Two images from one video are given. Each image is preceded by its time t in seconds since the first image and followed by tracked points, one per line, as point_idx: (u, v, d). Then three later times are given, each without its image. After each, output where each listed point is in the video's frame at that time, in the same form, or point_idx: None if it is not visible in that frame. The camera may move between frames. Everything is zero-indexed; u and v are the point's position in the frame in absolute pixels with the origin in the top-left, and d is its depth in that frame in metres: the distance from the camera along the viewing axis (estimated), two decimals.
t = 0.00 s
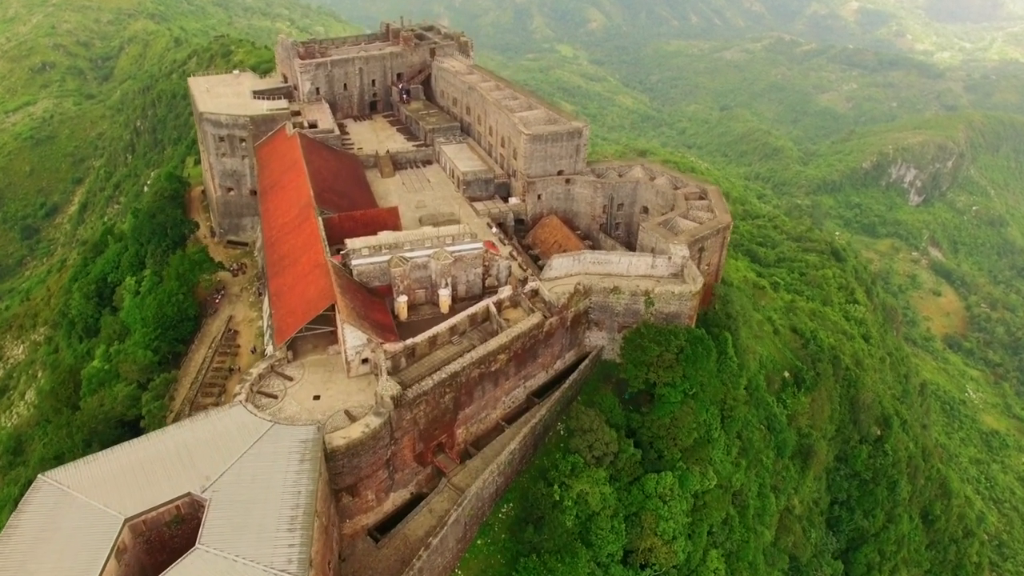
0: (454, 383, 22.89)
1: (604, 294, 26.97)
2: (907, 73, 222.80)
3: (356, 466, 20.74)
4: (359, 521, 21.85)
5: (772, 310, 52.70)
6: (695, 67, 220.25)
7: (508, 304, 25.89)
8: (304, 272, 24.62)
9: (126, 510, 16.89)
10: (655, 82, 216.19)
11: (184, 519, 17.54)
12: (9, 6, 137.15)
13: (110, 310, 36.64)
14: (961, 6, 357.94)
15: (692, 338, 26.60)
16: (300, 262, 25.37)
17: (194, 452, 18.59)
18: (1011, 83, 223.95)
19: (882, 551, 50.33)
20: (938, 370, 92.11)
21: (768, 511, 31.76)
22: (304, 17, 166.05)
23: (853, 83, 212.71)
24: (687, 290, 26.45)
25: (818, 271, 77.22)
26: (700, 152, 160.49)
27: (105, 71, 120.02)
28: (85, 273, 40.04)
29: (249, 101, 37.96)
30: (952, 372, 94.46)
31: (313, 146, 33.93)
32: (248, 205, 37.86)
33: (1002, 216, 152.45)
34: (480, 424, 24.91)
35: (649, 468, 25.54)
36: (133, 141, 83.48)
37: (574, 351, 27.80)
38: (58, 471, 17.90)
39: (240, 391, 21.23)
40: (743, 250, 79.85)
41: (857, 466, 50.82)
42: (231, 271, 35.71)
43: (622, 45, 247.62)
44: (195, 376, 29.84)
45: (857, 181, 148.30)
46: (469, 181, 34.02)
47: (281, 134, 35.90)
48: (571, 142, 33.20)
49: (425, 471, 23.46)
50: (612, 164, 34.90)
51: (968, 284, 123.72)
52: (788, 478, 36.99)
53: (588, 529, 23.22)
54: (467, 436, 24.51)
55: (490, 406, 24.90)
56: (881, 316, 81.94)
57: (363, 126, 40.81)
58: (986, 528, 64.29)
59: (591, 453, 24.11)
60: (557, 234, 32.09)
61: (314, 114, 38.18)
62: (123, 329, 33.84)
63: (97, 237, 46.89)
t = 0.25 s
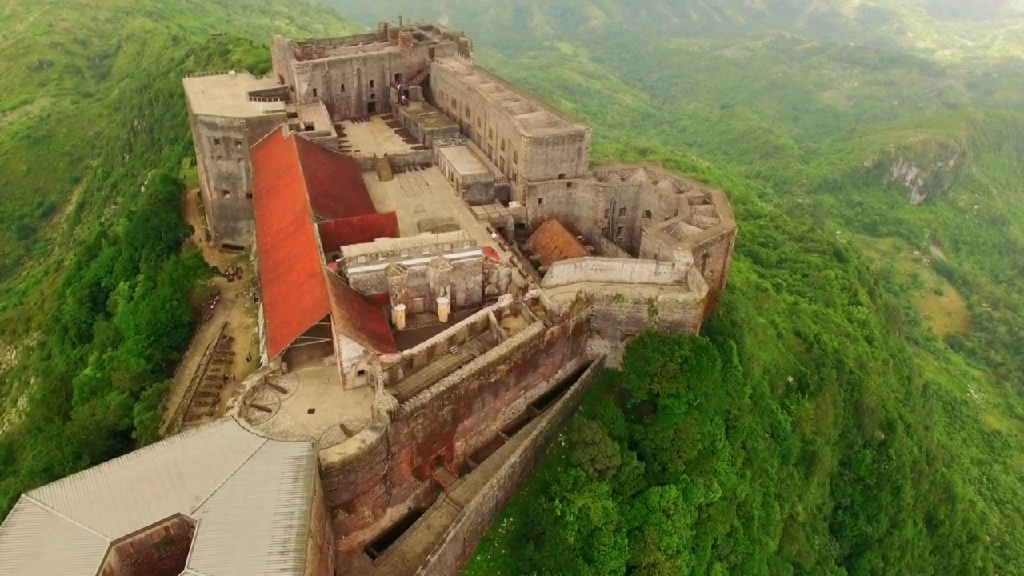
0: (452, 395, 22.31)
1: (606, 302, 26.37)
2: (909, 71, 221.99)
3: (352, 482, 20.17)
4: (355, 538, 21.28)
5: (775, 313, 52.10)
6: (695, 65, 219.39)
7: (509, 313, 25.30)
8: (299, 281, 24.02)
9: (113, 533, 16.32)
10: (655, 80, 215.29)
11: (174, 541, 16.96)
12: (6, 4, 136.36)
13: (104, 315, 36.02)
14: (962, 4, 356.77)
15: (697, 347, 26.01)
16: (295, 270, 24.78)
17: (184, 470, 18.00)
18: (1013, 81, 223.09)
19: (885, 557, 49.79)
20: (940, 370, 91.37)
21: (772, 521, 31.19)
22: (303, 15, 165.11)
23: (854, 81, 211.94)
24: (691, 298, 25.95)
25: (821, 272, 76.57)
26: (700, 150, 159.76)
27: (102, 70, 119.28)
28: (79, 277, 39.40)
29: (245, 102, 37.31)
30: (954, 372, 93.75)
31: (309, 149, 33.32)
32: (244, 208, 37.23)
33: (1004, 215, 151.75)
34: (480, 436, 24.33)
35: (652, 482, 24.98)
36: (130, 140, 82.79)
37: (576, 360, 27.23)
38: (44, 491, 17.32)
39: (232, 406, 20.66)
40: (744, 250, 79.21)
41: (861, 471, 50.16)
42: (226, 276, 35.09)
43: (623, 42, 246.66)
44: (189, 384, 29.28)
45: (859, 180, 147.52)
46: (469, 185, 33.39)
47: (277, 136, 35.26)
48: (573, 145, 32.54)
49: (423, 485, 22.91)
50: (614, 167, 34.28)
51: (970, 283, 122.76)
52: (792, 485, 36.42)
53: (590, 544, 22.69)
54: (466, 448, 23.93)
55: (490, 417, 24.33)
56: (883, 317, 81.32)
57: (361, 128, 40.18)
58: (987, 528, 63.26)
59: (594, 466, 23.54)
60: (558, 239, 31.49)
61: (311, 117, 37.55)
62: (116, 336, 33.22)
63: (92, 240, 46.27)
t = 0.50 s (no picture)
0: (451, 409, 21.73)
1: (609, 311, 25.79)
2: (910, 69, 221.09)
3: (347, 499, 19.60)
4: (351, 556, 20.74)
5: (779, 317, 51.48)
6: (696, 63, 218.53)
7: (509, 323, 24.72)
8: (294, 291, 23.43)
9: (99, 557, 15.72)
10: (656, 78, 214.33)
11: (163, 563, 16.36)
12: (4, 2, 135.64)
13: (97, 321, 35.43)
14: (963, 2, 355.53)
15: (702, 358, 25.44)
16: (290, 278, 24.22)
17: (173, 489, 17.38)
18: (1015, 79, 222.10)
19: (890, 563, 49.23)
20: (942, 369, 90.54)
21: (777, 532, 30.60)
22: (303, 13, 164.19)
23: (855, 79, 211.06)
24: (696, 307, 25.38)
25: (824, 273, 75.94)
26: (702, 149, 159.02)
27: (101, 68, 118.61)
28: (73, 281, 38.81)
29: (241, 104, 36.67)
30: (956, 372, 92.93)
31: (306, 152, 32.71)
32: (240, 211, 36.61)
33: (1006, 214, 150.96)
34: (479, 449, 23.76)
35: (656, 496, 24.42)
36: (127, 140, 82.18)
37: (577, 370, 26.65)
38: (28, 512, 16.73)
39: (225, 420, 20.09)
40: (746, 251, 78.56)
41: (866, 476, 49.43)
42: (222, 281, 34.49)
43: (623, 40, 245.67)
44: (183, 393, 28.67)
45: (860, 179, 146.63)
46: (468, 188, 32.75)
47: (273, 139, 34.65)
48: (575, 149, 31.89)
49: (421, 500, 22.34)
50: (617, 170, 33.63)
51: (972, 282, 121.61)
52: (797, 494, 35.82)
53: (593, 561, 22.15)
54: (465, 462, 23.35)
55: (489, 430, 23.76)
56: (886, 318, 80.64)
57: (360, 130, 39.52)
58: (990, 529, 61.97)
59: (596, 481, 23.00)
60: (559, 245, 30.90)
61: (308, 119, 36.91)
62: (110, 343, 32.64)
63: (86, 243, 45.65)
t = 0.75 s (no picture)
0: (450, 423, 21.16)
1: (611, 320, 25.20)
2: (912, 67, 220.15)
3: (343, 518, 19.01)
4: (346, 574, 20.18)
5: (782, 320, 50.83)
6: (696, 61, 217.65)
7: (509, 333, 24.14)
8: (288, 301, 22.84)
9: None
10: (656, 76, 213.35)
11: None
12: None
13: (90, 327, 34.82)
14: None
15: (706, 369, 24.91)
16: (284, 288, 23.60)
17: (162, 510, 16.77)
18: (1017, 76, 221.04)
19: (894, 570, 48.61)
20: (944, 369, 89.62)
21: (782, 544, 29.98)
22: (303, 10, 163.17)
23: (856, 77, 210.14)
24: (701, 316, 24.79)
25: (826, 274, 75.23)
26: (703, 147, 158.24)
27: (99, 66, 117.86)
28: (66, 286, 38.19)
29: (237, 106, 36.01)
30: (958, 372, 91.98)
31: (302, 156, 32.11)
32: (236, 215, 36.01)
33: (1008, 213, 150.18)
34: (479, 463, 23.18)
35: (660, 510, 23.89)
36: (125, 140, 81.48)
37: (579, 380, 26.06)
38: (11, 536, 16.12)
39: (216, 436, 19.51)
40: (748, 251, 77.86)
41: (870, 482, 48.69)
42: (217, 287, 33.90)
43: (624, 38, 244.69)
44: (176, 403, 28.10)
45: (862, 177, 145.72)
46: (467, 193, 32.12)
47: (269, 142, 34.01)
48: (577, 152, 31.25)
49: (419, 516, 21.76)
50: (619, 174, 33.00)
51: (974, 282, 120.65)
52: (802, 502, 35.19)
53: None
54: (464, 476, 22.77)
55: (489, 443, 23.19)
56: (889, 319, 79.92)
57: (357, 132, 38.88)
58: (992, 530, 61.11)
59: (598, 497, 22.46)
60: (561, 251, 30.30)
61: (305, 121, 36.25)
62: (102, 350, 32.04)
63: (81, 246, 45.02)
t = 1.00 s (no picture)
0: (448, 439, 20.57)
1: (614, 331, 24.60)
2: (913, 64, 219.26)
3: (338, 539, 18.43)
4: None
5: (785, 324, 50.15)
6: (697, 59, 216.79)
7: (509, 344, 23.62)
8: (283, 313, 22.24)
9: None
10: (657, 74, 212.41)
11: None
12: None
13: (83, 334, 34.28)
14: None
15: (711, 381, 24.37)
16: (278, 300, 23.00)
17: (148, 534, 16.17)
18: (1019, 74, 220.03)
19: None
20: (945, 369, 88.43)
21: (787, 557, 29.47)
22: (302, 8, 162.26)
23: (857, 75, 209.22)
24: (706, 326, 24.19)
25: (829, 276, 74.52)
26: (703, 146, 157.44)
27: (97, 65, 117.02)
28: (59, 291, 37.62)
29: (232, 108, 35.35)
30: (960, 372, 90.77)
31: (298, 160, 31.51)
32: (231, 220, 35.45)
33: (1010, 212, 149.43)
34: (477, 478, 22.59)
35: (664, 526, 23.42)
36: (122, 140, 80.81)
37: (581, 392, 25.48)
38: None
39: (207, 454, 18.94)
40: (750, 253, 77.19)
41: (873, 488, 47.99)
42: (212, 294, 33.38)
43: (624, 35, 243.68)
44: (169, 413, 27.55)
45: (863, 176, 144.85)
46: (466, 198, 31.51)
47: (265, 146, 33.38)
48: (578, 157, 30.63)
49: (417, 533, 21.19)
50: (621, 179, 32.39)
51: (975, 282, 119.56)
52: (807, 512, 34.67)
53: None
54: (463, 492, 22.19)
55: (489, 457, 22.60)
56: (892, 320, 79.26)
57: (355, 135, 38.26)
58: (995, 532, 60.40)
59: (601, 514, 21.96)
60: (562, 258, 29.75)
61: (301, 123, 35.63)
62: (95, 358, 31.51)
63: (75, 249, 44.44)
